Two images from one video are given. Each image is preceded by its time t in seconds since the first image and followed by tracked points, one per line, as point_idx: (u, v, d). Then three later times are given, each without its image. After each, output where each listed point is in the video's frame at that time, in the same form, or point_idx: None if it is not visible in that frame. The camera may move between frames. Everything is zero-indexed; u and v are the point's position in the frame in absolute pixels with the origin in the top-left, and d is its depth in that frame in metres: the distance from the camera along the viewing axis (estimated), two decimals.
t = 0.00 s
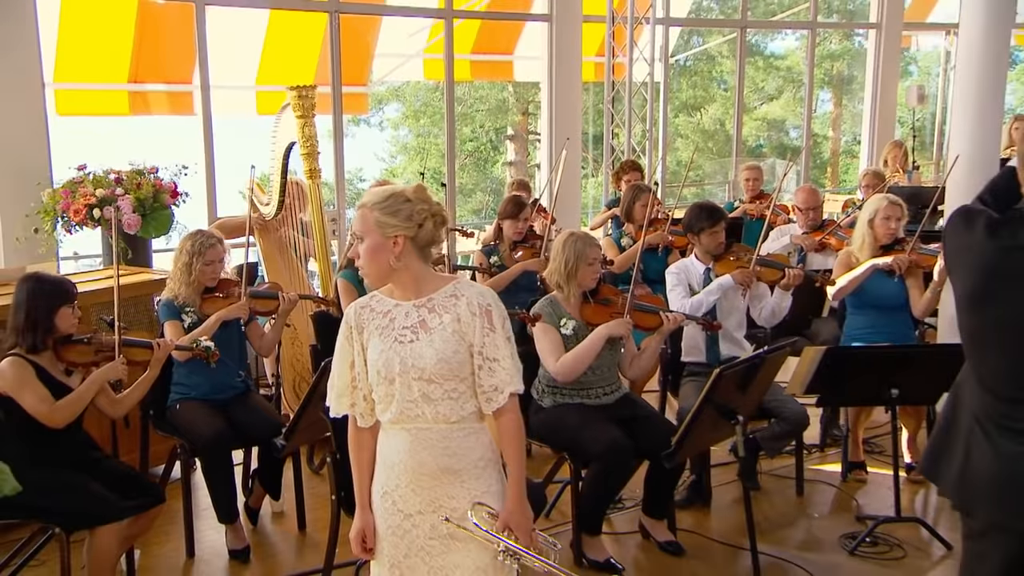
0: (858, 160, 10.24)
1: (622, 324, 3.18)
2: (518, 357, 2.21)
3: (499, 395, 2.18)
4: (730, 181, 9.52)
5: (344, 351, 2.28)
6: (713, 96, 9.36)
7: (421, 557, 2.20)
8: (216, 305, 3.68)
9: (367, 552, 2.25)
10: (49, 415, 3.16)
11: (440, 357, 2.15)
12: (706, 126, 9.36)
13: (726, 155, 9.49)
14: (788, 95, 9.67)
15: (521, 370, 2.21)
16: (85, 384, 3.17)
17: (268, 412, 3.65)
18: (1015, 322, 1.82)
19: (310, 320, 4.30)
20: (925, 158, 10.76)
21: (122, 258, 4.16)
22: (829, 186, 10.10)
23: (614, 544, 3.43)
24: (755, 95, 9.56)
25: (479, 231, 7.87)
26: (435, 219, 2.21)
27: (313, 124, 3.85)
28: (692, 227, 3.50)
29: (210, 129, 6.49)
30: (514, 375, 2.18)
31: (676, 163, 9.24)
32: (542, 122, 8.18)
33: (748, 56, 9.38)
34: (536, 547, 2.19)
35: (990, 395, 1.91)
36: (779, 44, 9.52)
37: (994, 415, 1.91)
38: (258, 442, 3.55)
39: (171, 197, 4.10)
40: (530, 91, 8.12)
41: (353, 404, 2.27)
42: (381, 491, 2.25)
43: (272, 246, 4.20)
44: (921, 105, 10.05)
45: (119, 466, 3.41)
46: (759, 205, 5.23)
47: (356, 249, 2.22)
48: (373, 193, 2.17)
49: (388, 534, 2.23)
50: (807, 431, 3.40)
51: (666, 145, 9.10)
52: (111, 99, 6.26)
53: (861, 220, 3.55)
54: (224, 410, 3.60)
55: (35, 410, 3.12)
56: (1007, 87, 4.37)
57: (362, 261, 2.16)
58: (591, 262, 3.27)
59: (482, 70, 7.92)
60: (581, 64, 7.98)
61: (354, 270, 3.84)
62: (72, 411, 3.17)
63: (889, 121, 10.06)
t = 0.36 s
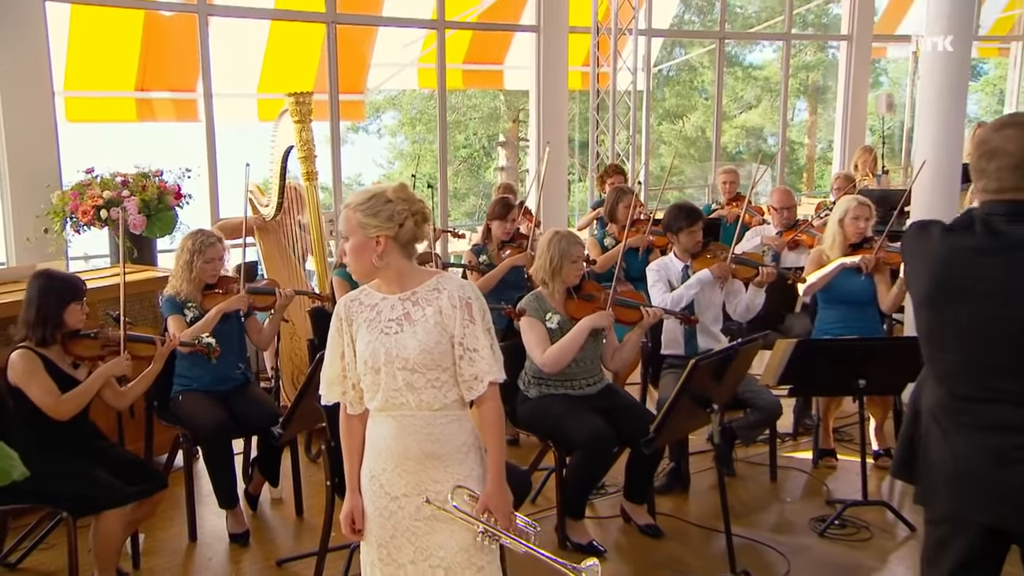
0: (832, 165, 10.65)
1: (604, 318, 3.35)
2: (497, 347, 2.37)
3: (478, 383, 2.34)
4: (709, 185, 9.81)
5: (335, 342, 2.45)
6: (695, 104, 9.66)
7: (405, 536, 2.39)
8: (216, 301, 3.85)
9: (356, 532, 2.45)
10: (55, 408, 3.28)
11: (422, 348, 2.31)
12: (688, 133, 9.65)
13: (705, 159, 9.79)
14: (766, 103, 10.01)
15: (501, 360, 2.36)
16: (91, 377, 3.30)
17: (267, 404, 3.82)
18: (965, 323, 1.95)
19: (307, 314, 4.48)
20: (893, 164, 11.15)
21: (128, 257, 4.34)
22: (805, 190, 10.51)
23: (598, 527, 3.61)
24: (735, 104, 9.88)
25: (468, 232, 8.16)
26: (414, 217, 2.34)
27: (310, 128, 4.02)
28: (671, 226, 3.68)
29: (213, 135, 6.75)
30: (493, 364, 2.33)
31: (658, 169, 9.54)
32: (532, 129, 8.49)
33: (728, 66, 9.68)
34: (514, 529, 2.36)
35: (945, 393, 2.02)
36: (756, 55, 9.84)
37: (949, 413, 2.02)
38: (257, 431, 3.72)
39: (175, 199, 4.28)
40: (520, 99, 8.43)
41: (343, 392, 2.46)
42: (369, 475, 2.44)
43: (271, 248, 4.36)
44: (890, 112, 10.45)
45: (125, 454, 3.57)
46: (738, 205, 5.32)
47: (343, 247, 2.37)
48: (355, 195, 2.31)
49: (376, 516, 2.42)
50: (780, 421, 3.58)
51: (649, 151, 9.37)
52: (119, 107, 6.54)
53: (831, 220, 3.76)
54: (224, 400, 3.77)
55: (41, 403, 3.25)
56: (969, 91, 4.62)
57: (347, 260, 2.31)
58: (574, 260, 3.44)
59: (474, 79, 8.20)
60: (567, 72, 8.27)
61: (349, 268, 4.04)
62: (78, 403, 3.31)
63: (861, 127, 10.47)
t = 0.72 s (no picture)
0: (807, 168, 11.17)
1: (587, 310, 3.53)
2: (479, 339, 2.55)
3: (462, 372, 2.52)
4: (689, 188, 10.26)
5: (326, 335, 2.63)
6: (678, 112, 10.09)
7: (393, 517, 2.58)
8: (216, 297, 4.02)
9: (348, 514, 2.64)
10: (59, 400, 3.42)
11: (409, 339, 2.49)
12: (671, 140, 10.07)
13: (686, 162, 10.23)
14: (746, 112, 10.57)
15: (483, 350, 2.55)
16: (94, 370, 3.44)
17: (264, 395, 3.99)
18: (920, 322, 1.98)
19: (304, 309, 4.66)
20: (864, 169, 11.61)
21: (133, 257, 4.52)
22: (781, 194, 10.99)
23: (581, 513, 3.80)
24: (715, 112, 10.38)
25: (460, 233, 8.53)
26: (398, 216, 2.52)
27: (306, 133, 4.16)
28: (652, 226, 3.87)
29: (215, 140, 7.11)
30: (476, 354, 2.52)
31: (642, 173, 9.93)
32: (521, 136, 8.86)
33: (707, 77, 10.14)
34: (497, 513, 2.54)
35: (904, 391, 2.05)
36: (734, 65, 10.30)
37: (908, 410, 2.05)
38: (255, 421, 3.90)
39: (178, 200, 4.46)
40: (510, 106, 8.79)
41: (333, 380, 2.65)
42: (359, 460, 2.63)
43: (270, 247, 4.60)
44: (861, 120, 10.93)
45: (128, 443, 3.73)
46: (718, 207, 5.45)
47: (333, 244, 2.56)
48: (341, 196, 2.49)
49: (365, 499, 2.61)
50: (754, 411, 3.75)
51: (632, 157, 9.78)
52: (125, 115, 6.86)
53: (804, 219, 3.94)
54: (224, 391, 3.94)
55: (48, 395, 3.41)
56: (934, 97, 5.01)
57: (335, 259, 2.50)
58: (558, 257, 3.63)
59: (466, 87, 8.55)
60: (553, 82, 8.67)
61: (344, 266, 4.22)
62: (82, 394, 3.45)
63: (832, 131, 10.95)
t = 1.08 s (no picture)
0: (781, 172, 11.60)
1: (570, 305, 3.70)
2: (464, 331, 2.73)
3: (448, 362, 2.70)
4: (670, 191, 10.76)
5: (318, 327, 2.82)
6: (661, 120, 10.55)
7: (383, 501, 2.74)
8: (216, 294, 4.21)
9: (339, 499, 2.80)
10: (64, 390, 3.60)
11: (397, 332, 2.67)
12: (654, 146, 10.54)
13: (668, 166, 10.69)
14: (726, 120, 11.07)
15: (467, 342, 2.73)
16: (98, 362, 3.62)
17: (262, 388, 4.17)
18: (881, 310, 2.15)
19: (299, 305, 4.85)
20: (838, 174, 12.17)
21: (137, 256, 4.72)
22: (759, 198, 11.48)
23: (565, 498, 4.01)
24: (696, 120, 10.83)
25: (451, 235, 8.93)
26: (386, 214, 2.70)
27: (303, 138, 4.35)
28: (634, 227, 4.05)
29: (217, 144, 7.45)
30: (460, 346, 2.69)
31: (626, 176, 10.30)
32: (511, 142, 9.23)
33: (689, 86, 10.63)
34: (480, 497, 2.71)
35: (869, 375, 2.22)
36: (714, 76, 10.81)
37: (872, 394, 2.23)
38: (253, 412, 4.08)
39: (181, 203, 4.66)
40: (501, 114, 9.15)
41: (325, 370, 2.84)
42: (350, 447, 2.80)
43: (268, 246, 4.80)
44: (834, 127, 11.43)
45: (132, 433, 3.91)
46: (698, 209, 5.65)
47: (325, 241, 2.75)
48: (332, 194, 2.68)
49: (356, 484, 2.78)
50: (729, 402, 3.94)
51: (617, 162, 10.24)
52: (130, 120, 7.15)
53: (778, 220, 4.12)
54: (224, 384, 4.12)
55: (53, 384, 3.57)
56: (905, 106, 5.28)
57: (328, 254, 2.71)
58: (543, 254, 3.80)
59: (458, 96, 8.92)
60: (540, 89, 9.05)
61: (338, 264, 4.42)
62: (87, 384, 3.62)
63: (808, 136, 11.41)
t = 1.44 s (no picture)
0: (757, 177, 12.25)
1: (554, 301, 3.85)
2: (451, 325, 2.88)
3: (435, 354, 2.85)
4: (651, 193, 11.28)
5: (310, 320, 2.99)
6: (644, 127, 11.06)
7: (372, 487, 2.92)
8: (215, 292, 4.38)
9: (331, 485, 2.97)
10: (68, 381, 3.78)
11: (386, 325, 2.82)
12: (638, 151, 11.03)
13: (651, 170, 11.19)
14: (706, 127, 11.60)
15: (453, 334, 2.89)
16: (100, 354, 3.80)
17: (259, 381, 4.36)
18: (842, 294, 2.34)
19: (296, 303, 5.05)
20: (812, 179, 12.81)
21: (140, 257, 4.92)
22: (738, 202, 12.06)
23: (549, 486, 4.20)
24: (678, 128, 11.41)
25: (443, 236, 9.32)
26: (377, 213, 2.86)
27: (300, 142, 4.56)
28: (616, 227, 4.24)
29: (218, 149, 7.70)
30: (447, 339, 2.85)
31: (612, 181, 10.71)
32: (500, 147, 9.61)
33: (670, 95, 11.17)
34: (465, 482, 2.89)
35: (830, 354, 2.43)
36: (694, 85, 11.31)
37: (833, 371, 2.44)
38: (251, 404, 4.26)
39: (183, 205, 4.84)
40: (490, 120, 9.54)
41: (317, 360, 3.01)
42: (341, 436, 2.97)
43: (267, 245, 4.91)
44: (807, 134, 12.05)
45: (134, 424, 4.09)
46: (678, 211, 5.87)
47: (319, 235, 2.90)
48: (325, 192, 2.82)
49: (346, 470, 2.96)
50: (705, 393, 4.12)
51: (602, 167, 10.73)
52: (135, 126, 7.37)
53: (752, 221, 4.31)
54: (223, 377, 4.31)
55: (57, 377, 3.75)
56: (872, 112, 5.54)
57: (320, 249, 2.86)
58: (528, 253, 3.97)
59: (449, 103, 9.28)
60: (528, 98, 9.52)
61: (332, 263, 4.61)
62: (90, 375, 3.80)
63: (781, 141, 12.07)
